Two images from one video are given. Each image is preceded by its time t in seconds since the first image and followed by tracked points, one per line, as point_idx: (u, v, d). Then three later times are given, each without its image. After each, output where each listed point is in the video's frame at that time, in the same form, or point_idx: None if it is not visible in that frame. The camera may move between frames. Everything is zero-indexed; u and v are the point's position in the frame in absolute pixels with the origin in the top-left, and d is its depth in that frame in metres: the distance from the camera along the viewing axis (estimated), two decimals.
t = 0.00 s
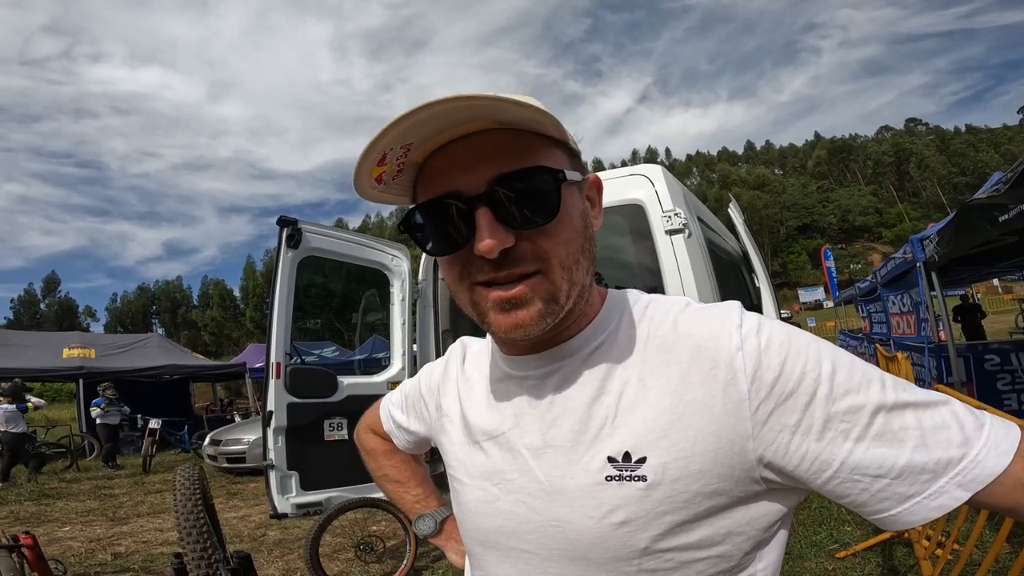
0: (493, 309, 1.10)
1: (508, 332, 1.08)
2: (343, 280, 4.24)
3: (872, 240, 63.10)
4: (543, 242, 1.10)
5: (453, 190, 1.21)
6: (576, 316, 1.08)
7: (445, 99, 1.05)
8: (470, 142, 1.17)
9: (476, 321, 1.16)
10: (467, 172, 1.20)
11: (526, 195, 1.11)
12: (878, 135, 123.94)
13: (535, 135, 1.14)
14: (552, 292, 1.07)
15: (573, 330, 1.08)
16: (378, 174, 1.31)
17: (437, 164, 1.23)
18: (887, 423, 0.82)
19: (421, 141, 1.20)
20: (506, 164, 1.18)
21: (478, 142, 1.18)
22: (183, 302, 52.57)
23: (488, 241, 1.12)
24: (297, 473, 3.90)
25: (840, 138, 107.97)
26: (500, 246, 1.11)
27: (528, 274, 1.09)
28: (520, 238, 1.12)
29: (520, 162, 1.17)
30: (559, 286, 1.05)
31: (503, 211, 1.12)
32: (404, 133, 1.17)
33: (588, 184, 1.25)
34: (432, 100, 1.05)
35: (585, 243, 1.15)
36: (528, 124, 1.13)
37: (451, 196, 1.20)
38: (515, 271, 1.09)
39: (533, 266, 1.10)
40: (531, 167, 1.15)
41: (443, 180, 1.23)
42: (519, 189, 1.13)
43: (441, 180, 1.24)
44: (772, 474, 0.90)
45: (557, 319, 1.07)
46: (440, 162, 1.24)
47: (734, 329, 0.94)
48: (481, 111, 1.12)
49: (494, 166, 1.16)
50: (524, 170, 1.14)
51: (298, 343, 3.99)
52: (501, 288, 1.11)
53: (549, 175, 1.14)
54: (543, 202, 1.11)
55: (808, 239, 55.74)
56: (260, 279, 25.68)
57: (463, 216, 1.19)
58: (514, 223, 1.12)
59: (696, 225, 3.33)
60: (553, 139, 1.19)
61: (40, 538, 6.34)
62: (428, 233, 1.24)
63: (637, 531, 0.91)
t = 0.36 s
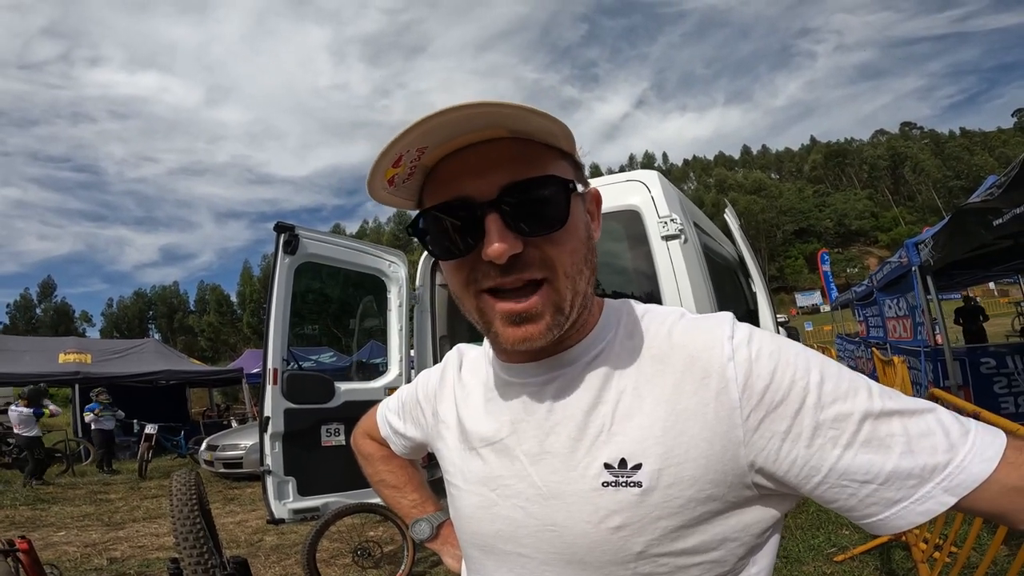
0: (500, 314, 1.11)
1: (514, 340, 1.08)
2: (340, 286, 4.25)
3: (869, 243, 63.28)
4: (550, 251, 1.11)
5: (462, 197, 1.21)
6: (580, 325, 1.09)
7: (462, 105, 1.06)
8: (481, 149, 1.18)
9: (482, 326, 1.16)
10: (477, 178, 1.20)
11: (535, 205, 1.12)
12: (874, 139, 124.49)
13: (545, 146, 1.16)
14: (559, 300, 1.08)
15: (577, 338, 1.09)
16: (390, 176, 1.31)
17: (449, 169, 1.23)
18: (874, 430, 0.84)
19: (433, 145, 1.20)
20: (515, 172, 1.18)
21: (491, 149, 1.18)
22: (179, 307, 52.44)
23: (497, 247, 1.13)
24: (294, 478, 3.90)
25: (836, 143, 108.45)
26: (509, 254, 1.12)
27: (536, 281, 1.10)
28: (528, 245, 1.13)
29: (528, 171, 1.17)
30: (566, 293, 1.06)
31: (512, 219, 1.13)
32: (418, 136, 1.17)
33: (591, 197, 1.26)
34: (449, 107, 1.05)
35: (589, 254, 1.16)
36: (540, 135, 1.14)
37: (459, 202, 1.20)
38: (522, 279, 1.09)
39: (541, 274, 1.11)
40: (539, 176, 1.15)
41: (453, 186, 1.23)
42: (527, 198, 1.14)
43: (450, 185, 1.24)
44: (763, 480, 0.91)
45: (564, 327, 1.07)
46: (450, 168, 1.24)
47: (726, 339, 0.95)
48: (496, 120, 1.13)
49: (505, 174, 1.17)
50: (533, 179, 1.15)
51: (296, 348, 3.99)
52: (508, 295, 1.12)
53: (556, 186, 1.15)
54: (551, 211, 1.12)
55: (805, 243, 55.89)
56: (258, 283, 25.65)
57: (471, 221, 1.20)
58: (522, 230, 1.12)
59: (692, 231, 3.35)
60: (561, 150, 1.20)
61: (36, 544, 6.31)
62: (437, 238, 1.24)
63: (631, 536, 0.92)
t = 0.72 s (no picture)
0: (498, 307, 1.09)
1: (512, 333, 1.07)
2: (338, 286, 4.25)
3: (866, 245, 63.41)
4: (550, 248, 1.10)
5: (464, 192, 1.20)
6: (580, 321, 1.07)
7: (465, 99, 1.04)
8: (484, 147, 1.17)
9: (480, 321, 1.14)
10: (480, 175, 1.19)
11: (536, 202, 1.10)
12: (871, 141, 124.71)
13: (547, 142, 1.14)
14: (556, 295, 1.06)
15: (577, 335, 1.07)
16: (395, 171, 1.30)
17: (454, 164, 1.22)
18: (871, 429, 0.83)
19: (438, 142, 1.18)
20: (517, 171, 1.17)
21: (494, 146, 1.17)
22: (176, 307, 52.36)
23: (498, 243, 1.11)
24: (291, 479, 3.89)
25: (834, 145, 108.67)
26: (509, 248, 1.10)
27: (535, 275, 1.08)
28: (529, 240, 1.11)
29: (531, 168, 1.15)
30: (562, 288, 1.04)
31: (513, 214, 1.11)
32: (421, 130, 1.16)
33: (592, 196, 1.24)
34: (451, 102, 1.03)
35: (589, 252, 1.14)
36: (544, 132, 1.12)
37: (461, 197, 1.19)
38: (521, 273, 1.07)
39: (540, 268, 1.09)
40: (541, 174, 1.14)
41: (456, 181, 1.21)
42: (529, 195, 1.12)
43: (453, 182, 1.23)
44: (763, 479, 0.89)
45: (561, 322, 1.05)
46: (455, 164, 1.23)
47: (725, 338, 0.93)
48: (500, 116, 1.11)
49: (507, 171, 1.15)
50: (534, 177, 1.14)
51: (293, 348, 3.99)
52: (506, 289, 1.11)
53: (557, 184, 1.14)
54: (551, 209, 1.11)
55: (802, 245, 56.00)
56: (255, 283, 25.60)
57: (473, 217, 1.18)
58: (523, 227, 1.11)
59: (691, 232, 3.36)
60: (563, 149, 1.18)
61: (30, 544, 6.28)
62: (439, 232, 1.23)
63: (630, 534, 0.89)
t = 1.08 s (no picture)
0: (496, 314, 1.07)
1: (511, 342, 1.05)
2: (339, 287, 4.25)
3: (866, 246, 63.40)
4: (546, 255, 1.08)
5: (459, 200, 1.18)
6: (578, 327, 1.05)
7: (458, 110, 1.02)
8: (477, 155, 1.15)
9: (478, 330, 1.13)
10: (476, 182, 1.17)
11: (531, 209, 1.09)
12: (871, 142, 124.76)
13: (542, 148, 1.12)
14: (553, 302, 1.05)
15: (574, 342, 1.05)
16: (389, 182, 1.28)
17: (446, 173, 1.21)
18: (869, 430, 0.81)
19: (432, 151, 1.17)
20: (512, 178, 1.15)
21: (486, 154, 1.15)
22: (177, 308, 52.43)
23: (494, 251, 1.09)
24: (292, 480, 3.90)
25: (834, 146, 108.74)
26: (506, 256, 1.08)
27: (532, 284, 1.06)
28: (524, 248, 1.09)
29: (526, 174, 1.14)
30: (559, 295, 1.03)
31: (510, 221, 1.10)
32: (415, 141, 1.15)
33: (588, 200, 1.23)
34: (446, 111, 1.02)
35: (586, 257, 1.13)
36: (537, 138, 1.11)
37: (455, 206, 1.17)
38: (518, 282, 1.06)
39: (537, 277, 1.07)
40: (537, 180, 1.12)
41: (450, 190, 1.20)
42: (524, 201, 1.11)
43: (448, 190, 1.21)
44: (762, 480, 0.88)
45: (558, 329, 1.04)
46: (448, 173, 1.21)
47: (722, 341, 0.92)
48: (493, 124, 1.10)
49: (501, 178, 1.14)
50: (529, 183, 1.12)
51: (294, 349, 3.99)
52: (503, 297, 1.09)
53: (552, 189, 1.13)
54: (547, 214, 1.09)
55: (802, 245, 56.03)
56: (256, 284, 25.61)
57: (469, 226, 1.17)
58: (520, 233, 1.09)
59: (691, 233, 3.37)
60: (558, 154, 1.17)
61: (31, 545, 6.29)
62: (435, 243, 1.22)
63: (630, 534, 0.89)
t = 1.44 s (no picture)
0: (494, 318, 1.05)
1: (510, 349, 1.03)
2: (341, 288, 4.25)
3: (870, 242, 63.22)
4: (543, 253, 1.06)
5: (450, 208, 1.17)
6: (576, 329, 1.03)
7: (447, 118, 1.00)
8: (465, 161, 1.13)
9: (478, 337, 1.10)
10: (469, 186, 1.15)
11: (524, 210, 1.07)
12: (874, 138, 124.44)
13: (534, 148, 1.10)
14: (550, 299, 1.02)
15: (572, 344, 1.03)
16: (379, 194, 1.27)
17: (436, 179, 1.19)
18: (873, 428, 0.80)
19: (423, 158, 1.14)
20: (504, 179, 1.13)
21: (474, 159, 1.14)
22: (181, 311, 52.59)
23: (488, 254, 1.07)
24: (297, 481, 3.90)
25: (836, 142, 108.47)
26: (501, 260, 1.06)
27: (529, 286, 1.04)
28: (519, 251, 1.07)
29: (519, 175, 1.12)
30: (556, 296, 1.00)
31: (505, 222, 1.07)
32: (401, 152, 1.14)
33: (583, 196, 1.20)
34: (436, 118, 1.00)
35: (584, 253, 1.11)
36: (524, 139, 1.09)
37: (448, 212, 1.15)
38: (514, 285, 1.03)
39: (534, 279, 1.05)
40: (530, 180, 1.10)
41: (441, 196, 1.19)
42: (518, 200, 1.08)
43: (439, 198, 1.19)
44: (766, 479, 0.87)
45: (558, 331, 1.02)
46: (438, 180, 1.20)
47: (724, 339, 0.89)
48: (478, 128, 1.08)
49: (492, 182, 1.12)
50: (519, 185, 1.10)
51: (297, 351, 4.01)
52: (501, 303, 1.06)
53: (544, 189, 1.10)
54: (540, 214, 1.06)
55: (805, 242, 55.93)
56: (259, 285, 25.68)
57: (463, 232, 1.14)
58: (515, 234, 1.07)
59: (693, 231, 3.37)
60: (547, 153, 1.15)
61: (40, 546, 6.32)
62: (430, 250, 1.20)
63: (634, 535, 0.88)
